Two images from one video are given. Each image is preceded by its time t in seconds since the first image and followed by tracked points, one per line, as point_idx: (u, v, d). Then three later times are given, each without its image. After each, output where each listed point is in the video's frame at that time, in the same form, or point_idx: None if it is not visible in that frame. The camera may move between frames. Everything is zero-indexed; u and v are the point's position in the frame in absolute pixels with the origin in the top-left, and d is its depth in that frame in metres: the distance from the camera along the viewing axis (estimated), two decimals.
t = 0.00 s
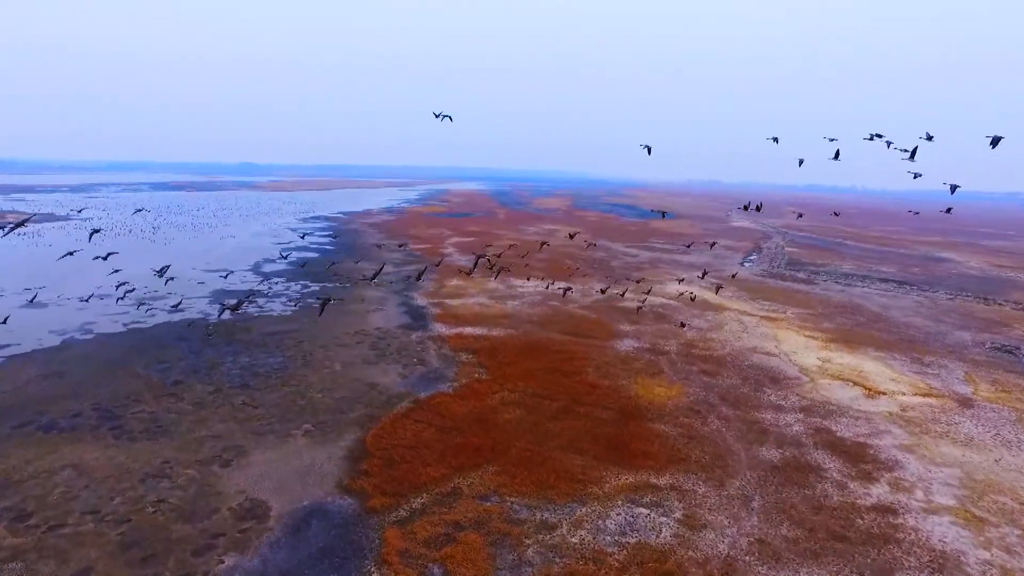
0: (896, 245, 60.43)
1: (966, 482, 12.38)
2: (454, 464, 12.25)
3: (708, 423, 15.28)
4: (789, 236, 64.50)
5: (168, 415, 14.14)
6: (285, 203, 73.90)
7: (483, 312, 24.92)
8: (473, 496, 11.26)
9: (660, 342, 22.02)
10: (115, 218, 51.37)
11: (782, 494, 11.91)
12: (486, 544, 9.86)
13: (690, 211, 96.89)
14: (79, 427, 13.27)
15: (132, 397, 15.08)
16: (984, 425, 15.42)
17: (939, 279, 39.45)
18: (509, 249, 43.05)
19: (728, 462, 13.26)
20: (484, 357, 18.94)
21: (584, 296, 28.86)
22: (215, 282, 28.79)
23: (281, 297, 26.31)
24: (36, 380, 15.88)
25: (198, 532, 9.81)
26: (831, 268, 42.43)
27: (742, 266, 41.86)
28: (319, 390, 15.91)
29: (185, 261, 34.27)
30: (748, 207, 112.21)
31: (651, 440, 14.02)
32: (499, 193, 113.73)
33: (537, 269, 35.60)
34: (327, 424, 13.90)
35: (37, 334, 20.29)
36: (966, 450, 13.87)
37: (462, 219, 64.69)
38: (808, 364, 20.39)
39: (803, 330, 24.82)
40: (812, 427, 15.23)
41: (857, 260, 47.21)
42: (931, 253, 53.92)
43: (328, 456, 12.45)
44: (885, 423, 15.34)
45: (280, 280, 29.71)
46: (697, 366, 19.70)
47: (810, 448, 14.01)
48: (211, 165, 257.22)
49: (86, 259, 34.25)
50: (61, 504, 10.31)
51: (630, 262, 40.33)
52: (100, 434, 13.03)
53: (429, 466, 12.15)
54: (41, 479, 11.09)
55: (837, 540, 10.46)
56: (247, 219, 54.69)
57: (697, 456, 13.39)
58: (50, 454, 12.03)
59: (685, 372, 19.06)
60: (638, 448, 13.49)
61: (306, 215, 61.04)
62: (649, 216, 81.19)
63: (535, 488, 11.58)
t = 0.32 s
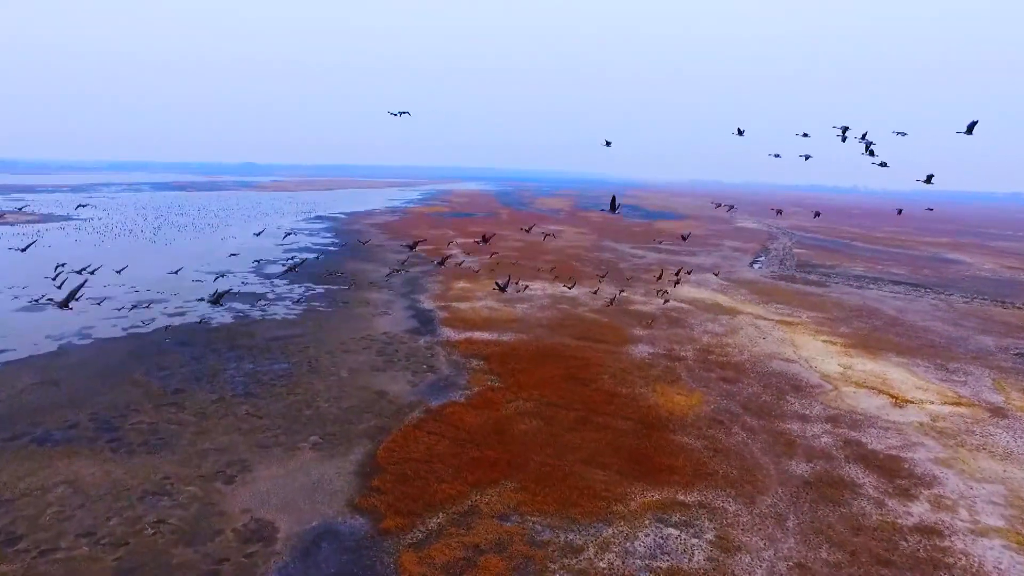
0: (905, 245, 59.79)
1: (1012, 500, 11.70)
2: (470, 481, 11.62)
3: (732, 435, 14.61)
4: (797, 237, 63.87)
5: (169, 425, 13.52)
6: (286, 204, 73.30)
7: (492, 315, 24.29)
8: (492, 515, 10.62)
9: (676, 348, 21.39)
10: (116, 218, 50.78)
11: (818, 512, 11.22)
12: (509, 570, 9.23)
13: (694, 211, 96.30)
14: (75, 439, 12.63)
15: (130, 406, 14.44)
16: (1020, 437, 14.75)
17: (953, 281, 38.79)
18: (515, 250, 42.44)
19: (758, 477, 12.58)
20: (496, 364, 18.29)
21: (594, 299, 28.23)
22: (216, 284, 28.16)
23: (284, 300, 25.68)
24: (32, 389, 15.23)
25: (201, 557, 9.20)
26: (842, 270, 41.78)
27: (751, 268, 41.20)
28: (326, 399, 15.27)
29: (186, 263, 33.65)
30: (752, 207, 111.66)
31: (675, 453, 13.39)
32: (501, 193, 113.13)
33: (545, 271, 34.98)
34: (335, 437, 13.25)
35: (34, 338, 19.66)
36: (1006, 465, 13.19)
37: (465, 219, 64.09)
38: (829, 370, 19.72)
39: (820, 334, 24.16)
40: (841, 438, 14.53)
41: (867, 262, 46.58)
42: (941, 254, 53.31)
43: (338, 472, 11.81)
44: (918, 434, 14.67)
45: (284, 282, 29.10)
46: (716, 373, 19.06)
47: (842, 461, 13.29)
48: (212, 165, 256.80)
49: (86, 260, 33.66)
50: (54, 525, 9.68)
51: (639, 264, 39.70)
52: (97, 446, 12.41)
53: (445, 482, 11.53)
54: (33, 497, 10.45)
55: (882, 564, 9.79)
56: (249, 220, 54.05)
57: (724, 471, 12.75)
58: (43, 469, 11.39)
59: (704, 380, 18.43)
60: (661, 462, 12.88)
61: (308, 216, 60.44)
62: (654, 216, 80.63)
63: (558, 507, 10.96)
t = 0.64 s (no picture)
0: (913, 246, 59.19)
1: None
2: (489, 497, 11.01)
3: (758, 446, 13.97)
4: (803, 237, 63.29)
5: (170, 437, 12.89)
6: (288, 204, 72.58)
7: (501, 319, 23.66)
8: (514, 536, 10.00)
9: (692, 353, 20.79)
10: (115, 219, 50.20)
11: (859, 533, 10.54)
12: None
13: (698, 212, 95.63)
14: (71, 453, 12.00)
15: (130, 416, 13.81)
16: None
17: (967, 283, 38.15)
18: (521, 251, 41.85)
19: (790, 491, 11.91)
20: (508, 370, 17.64)
21: (604, 302, 27.62)
22: (218, 287, 27.53)
23: (288, 302, 25.05)
24: (27, 397, 14.60)
25: None
26: (852, 271, 41.16)
27: (761, 269, 40.58)
28: (334, 408, 14.65)
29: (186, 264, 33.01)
30: (755, 207, 111.10)
31: (701, 466, 12.75)
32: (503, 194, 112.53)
33: (553, 272, 34.39)
34: (345, 449, 12.63)
35: (31, 343, 19.04)
36: None
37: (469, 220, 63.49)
38: (852, 376, 19.05)
39: (838, 338, 23.51)
40: (872, 449, 13.77)
41: (877, 263, 45.96)
42: (951, 255, 52.72)
43: (348, 487, 11.19)
44: (953, 445, 13.99)
45: (287, 284, 28.48)
46: (735, 380, 18.46)
47: (876, 475, 12.57)
48: (211, 165, 255.94)
49: (86, 262, 33.07)
50: (46, 550, 9.04)
51: (647, 265, 39.09)
52: (94, 460, 11.79)
53: (462, 499, 10.92)
54: (25, 517, 9.82)
55: None
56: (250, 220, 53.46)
57: (754, 485, 12.11)
58: (36, 486, 10.75)
59: (724, 387, 17.78)
60: (688, 476, 12.25)
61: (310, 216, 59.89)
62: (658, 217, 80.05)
63: (583, 526, 10.34)
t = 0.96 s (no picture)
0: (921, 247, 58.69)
1: None
2: (510, 516, 10.40)
3: (787, 458, 13.32)
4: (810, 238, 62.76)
5: (171, 449, 12.27)
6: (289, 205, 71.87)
7: (511, 323, 23.05)
8: (539, 560, 9.37)
9: (708, 359, 20.16)
10: (115, 219, 49.59)
11: (905, 557, 9.89)
12: None
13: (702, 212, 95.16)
14: (66, 468, 11.37)
15: (129, 427, 13.18)
16: None
17: (980, 285, 37.56)
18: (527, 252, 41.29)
19: (825, 508, 11.27)
20: (521, 377, 17.01)
21: (614, 305, 27.02)
22: (220, 289, 26.91)
23: (292, 305, 24.45)
24: (22, 406, 13.98)
25: None
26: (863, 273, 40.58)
27: (770, 271, 39.98)
28: (342, 418, 14.03)
29: (187, 266, 32.42)
30: (758, 207, 110.63)
31: (730, 481, 12.11)
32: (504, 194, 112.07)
33: (560, 274, 33.79)
34: (355, 464, 12.01)
35: (26, 348, 18.42)
36: None
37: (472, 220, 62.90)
38: (876, 383, 18.40)
39: (857, 343, 22.89)
40: (906, 463, 13.07)
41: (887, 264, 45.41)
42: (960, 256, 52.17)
43: (360, 505, 10.57)
44: (991, 458, 13.36)
45: (290, 287, 27.88)
46: (756, 387, 17.84)
47: (915, 491, 11.89)
48: (210, 164, 255.47)
49: (84, 263, 32.45)
50: None
51: (655, 267, 38.50)
52: (91, 475, 11.16)
53: (482, 518, 10.33)
54: (15, 541, 9.17)
55: None
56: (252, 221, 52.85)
57: (786, 501, 11.48)
58: (29, 505, 10.12)
59: (745, 395, 17.13)
60: (717, 492, 11.63)
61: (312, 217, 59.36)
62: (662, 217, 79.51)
63: (611, 548, 9.73)
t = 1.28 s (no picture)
0: (929, 247, 58.06)
1: None
2: (534, 537, 9.81)
3: (819, 469, 12.70)
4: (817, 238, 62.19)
5: (173, 464, 11.64)
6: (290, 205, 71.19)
7: (521, 326, 22.42)
8: None
9: (726, 365, 19.54)
10: (114, 220, 49.01)
11: None
12: None
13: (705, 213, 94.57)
14: (62, 484, 10.75)
15: (129, 439, 12.56)
16: None
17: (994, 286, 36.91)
18: (533, 253, 40.70)
19: (866, 527, 10.63)
20: (535, 385, 16.39)
21: (625, 308, 26.41)
22: (222, 291, 26.28)
23: (296, 308, 23.84)
24: (16, 417, 13.36)
25: None
26: (875, 275, 39.94)
27: (781, 272, 39.35)
28: (352, 429, 13.42)
29: (188, 267, 31.81)
30: (762, 207, 110.00)
31: (762, 497, 11.48)
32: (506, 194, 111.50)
33: (568, 276, 33.17)
34: (366, 479, 11.40)
35: (23, 354, 17.82)
36: None
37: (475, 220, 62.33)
38: (902, 389, 17.75)
39: (877, 347, 22.26)
40: (945, 476, 12.42)
41: (897, 265, 44.74)
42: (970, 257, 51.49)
43: (373, 526, 9.94)
44: None
45: (294, 289, 27.28)
46: (778, 394, 17.20)
47: (959, 508, 11.24)
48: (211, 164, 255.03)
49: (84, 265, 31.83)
50: None
51: (664, 268, 37.90)
52: (88, 492, 10.54)
53: (503, 539, 9.74)
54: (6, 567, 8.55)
55: None
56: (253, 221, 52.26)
57: (823, 518, 10.86)
58: (21, 527, 9.49)
59: (767, 403, 16.52)
60: (749, 509, 11.02)
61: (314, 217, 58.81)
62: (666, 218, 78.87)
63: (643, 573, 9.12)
